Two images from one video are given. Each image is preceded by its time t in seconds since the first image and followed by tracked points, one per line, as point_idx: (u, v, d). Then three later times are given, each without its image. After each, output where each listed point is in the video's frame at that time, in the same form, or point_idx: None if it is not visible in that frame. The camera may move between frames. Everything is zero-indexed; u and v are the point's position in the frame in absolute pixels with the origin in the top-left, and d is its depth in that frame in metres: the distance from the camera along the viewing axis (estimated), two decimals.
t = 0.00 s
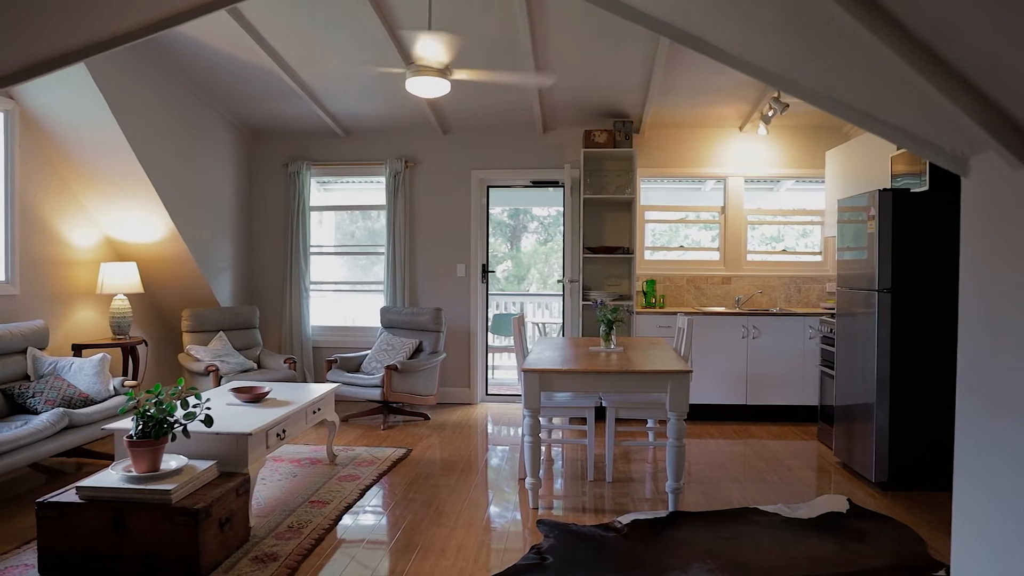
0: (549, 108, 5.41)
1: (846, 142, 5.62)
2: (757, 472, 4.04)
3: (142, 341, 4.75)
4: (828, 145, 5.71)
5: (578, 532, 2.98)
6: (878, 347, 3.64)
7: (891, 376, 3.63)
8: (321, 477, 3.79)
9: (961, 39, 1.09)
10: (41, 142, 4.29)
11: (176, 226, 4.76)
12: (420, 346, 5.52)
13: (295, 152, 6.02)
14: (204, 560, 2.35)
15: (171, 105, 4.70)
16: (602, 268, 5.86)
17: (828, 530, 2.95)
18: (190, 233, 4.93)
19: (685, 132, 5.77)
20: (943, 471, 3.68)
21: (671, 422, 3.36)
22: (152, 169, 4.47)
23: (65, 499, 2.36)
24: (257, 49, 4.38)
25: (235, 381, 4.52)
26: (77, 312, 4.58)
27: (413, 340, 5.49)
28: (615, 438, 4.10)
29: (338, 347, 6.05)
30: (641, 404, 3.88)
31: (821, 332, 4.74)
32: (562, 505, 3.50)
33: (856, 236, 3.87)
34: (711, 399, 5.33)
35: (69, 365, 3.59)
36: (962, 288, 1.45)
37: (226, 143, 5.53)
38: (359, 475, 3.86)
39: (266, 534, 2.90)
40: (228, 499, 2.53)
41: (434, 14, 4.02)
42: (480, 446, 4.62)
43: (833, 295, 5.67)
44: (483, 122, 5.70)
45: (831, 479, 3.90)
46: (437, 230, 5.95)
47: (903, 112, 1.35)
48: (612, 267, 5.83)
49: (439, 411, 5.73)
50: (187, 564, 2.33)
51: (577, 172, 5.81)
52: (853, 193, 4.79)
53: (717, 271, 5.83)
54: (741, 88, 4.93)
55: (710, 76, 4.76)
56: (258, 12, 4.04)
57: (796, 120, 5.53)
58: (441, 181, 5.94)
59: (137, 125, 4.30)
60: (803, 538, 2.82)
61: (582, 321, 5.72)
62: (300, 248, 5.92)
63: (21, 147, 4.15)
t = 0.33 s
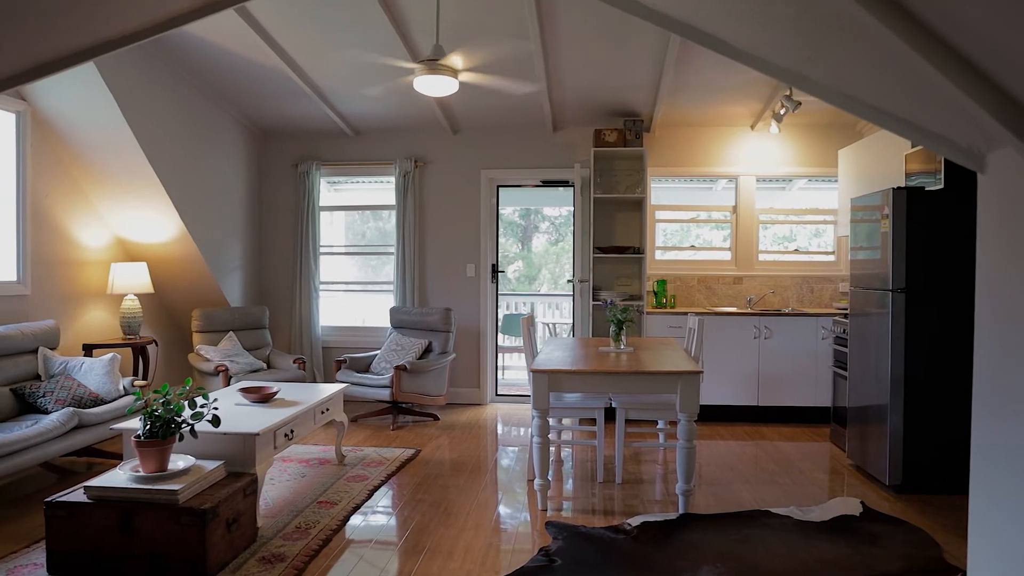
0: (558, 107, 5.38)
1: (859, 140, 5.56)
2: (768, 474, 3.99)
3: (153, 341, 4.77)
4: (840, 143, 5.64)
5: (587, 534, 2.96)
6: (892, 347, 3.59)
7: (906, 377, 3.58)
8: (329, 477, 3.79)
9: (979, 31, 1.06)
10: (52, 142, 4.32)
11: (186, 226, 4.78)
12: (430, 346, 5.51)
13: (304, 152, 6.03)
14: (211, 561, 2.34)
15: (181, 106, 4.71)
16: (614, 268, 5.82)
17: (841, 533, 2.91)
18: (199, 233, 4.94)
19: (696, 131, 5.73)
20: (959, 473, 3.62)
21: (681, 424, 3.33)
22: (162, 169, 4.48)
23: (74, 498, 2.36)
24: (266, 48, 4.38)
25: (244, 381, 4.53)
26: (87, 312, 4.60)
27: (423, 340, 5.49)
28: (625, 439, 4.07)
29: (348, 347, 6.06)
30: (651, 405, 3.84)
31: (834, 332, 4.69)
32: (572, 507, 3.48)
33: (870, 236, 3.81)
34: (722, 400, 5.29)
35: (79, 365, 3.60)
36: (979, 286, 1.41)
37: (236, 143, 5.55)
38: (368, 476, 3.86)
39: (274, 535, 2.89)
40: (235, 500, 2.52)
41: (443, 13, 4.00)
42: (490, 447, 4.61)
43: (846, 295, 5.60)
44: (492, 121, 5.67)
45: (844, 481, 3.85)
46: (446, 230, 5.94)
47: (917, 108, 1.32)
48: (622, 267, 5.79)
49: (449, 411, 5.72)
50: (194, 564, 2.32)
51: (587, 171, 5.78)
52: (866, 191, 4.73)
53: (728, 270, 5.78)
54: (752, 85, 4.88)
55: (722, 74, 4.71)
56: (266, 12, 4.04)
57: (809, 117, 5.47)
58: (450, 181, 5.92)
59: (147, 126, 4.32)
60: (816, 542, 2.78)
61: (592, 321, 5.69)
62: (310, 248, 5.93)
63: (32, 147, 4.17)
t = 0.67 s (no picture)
0: (568, 106, 5.35)
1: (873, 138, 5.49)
2: (780, 476, 3.95)
3: (163, 341, 4.79)
4: (854, 142, 5.58)
5: (596, 536, 2.93)
6: (906, 348, 3.53)
7: (920, 379, 3.52)
8: (337, 478, 3.78)
9: (997, 22, 1.03)
10: (63, 142, 4.34)
11: (195, 226, 4.79)
12: (439, 346, 5.50)
13: (314, 152, 6.04)
14: (217, 561, 2.34)
15: (191, 106, 4.73)
16: (624, 268, 5.78)
17: (854, 536, 2.86)
18: (209, 233, 4.96)
19: (707, 130, 5.68)
20: (975, 476, 3.56)
21: (691, 425, 3.29)
22: (172, 170, 4.50)
23: (82, 498, 2.36)
24: (274, 48, 4.37)
25: (254, 381, 4.54)
26: (98, 312, 4.63)
27: (432, 340, 5.48)
28: (635, 440, 4.04)
29: (358, 347, 6.06)
30: (661, 406, 3.81)
31: (847, 333, 4.63)
32: (581, 509, 3.45)
33: (883, 235, 3.76)
34: (733, 401, 5.24)
35: (89, 365, 3.62)
36: (996, 284, 1.38)
37: (246, 144, 5.57)
38: (376, 476, 3.85)
39: (281, 536, 2.88)
40: (243, 500, 2.52)
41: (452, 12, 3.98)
42: (499, 448, 4.59)
43: (859, 295, 5.54)
44: (501, 120, 5.66)
45: (857, 483, 3.79)
46: (456, 229, 5.93)
47: (933, 103, 1.29)
48: (633, 267, 5.74)
49: (458, 412, 5.70)
50: (201, 564, 2.32)
51: (597, 171, 5.75)
52: (880, 190, 4.67)
53: (740, 270, 5.72)
54: (764, 83, 4.83)
55: (733, 72, 4.66)
56: (275, 12, 4.05)
57: (821, 116, 5.41)
58: (460, 181, 5.91)
59: (157, 126, 4.34)
60: (829, 544, 2.74)
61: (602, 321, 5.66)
62: (320, 248, 5.94)
63: (43, 148, 4.19)
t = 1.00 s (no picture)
0: (578, 105, 5.32)
1: (886, 136, 5.43)
2: (792, 479, 3.90)
3: (173, 341, 4.80)
4: (867, 140, 5.51)
5: (605, 538, 2.90)
6: (920, 350, 3.48)
7: (935, 380, 3.46)
8: (346, 479, 3.77)
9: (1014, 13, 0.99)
10: (73, 142, 4.37)
11: (205, 227, 4.81)
12: (449, 347, 5.49)
13: (324, 152, 6.05)
14: (223, 562, 2.33)
15: (201, 107, 4.74)
16: (635, 268, 5.74)
17: (867, 539, 2.81)
18: (219, 234, 4.97)
19: (718, 129, 5.64)
20: (991, 479, 3.50)
21: (701, 427, 3.26)
22: (182, 170, 4.52)
23: (90, 498, 2.37)
24: (284, 48, 4.38)
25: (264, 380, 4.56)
26: (109, 312, 4.65)
27: (442, 340, 5.47)
28: (645, 442, 4.00)
29: (368, 347, 6.06)
30: (672, 407, 3.77)
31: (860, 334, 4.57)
32: (591, 511, 3.43)
33: (897, 235, 3.71)
34: (744, 402, 5.19)
35: (100, 365, 3.64)
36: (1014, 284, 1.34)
37: (256, 144, 5.58)
38: (385, 477, 3.84)
39: (288, 537, 2.88)
40: (250, 501, 2.51)
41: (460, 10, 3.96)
42: (508, 449, 4.57)
43: (873, 296, 5.47)
44: (510, 119, 5.64)
45: (871, 486, 3.74)
46: (466, 229, 5.91)
47: (950, 99, 1.25)
48: (643, 267, 5.70)
49: (468, 412, 5.69)
50: (208, 565, 2.31)
51: (607, 171, 5.72)
52: (894, 189, 4.60)
53: (751, 270, 5.67)
54: (776, 81, 4.78)
55: (744, 70, 4.62)
56: (284, 12, 4.04)
57: (834, 114, 5.35)
58: (469, 181, 5.90)
59: (166, 126, 4.35)
60: (842, 548, 2.70)
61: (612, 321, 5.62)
62: (329, 248, 5.94)
63: (53, 148, 4.22)
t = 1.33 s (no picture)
0: (588, 104, 5.29)
1: (901, 134, 5.36)
2: (805, 481, 3.85)
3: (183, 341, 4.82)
4: (881, 138, 5.45)
5: (614, 541, 2.86)
6: (935, 352, 3.42)
7: (951, 382, 3.40)
8: (354, 479, 3.77)
9: None
10: (84, 143, 4.39)
11: (215, 227, 4.82)
12: (458, 347, 5.47)
13: (334, 152, 6.05)
14: (230, 563, 2.33)
15: (211, 107, 4.76)
16: (645, 268, 5.70)
17: (881, 544, 2.76)
18: (229, 234, 4.99)
19: (730, 128, 5.59)
20: (1008, 484, 3.43)
21: (712, 429, 3.22)
22: (191, 171, 4.53)
23: (97, 498, 2.37)
24: (293, 48, 4.38)
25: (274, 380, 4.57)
26: (120, 312, 4.68)
27: (451, 341, 5.46)
28: (655, 443, 3.96)
29: (377, 348, 6.07)
30: (682, 409, 3.73)
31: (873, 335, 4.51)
32: (601, 513, 3.40)
33: (912, 234, 3.66)
34: (756, 404, 5.14)
35: (110, 365, 3.65)
36: None
37: (266, 145, 5.60)
38: (393, 478, 3.83)
39: (296, 538, 2.87)
40: (256, 502, 2.51)
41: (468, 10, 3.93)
42: (517, 450, 4.55)
43: (886, 296, 5.40)
44: (520, 119, 5.62)
45: (885, 490, 3.69)
46: (476, 229, 5.90)
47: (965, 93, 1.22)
48: (654, 267, 5.66)
49: (478, 413, 5.67)
50: (214, 566, 2.31)
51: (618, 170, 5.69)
52: (907, 189, 4.54)
53: (764, 270, 5.62)
54: (788, 79, 4.73)
55: (756, 68, 4.56)
56: (292, 11, 4.04)
57: (847, 113, 5.29)
58: (479, 181, 5.88)
59: (176, 127, 4.37)
60: (855, 552, 2.65)
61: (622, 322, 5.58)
62: (339, 248, 5.95)
63: (64, 149, 4.24)
